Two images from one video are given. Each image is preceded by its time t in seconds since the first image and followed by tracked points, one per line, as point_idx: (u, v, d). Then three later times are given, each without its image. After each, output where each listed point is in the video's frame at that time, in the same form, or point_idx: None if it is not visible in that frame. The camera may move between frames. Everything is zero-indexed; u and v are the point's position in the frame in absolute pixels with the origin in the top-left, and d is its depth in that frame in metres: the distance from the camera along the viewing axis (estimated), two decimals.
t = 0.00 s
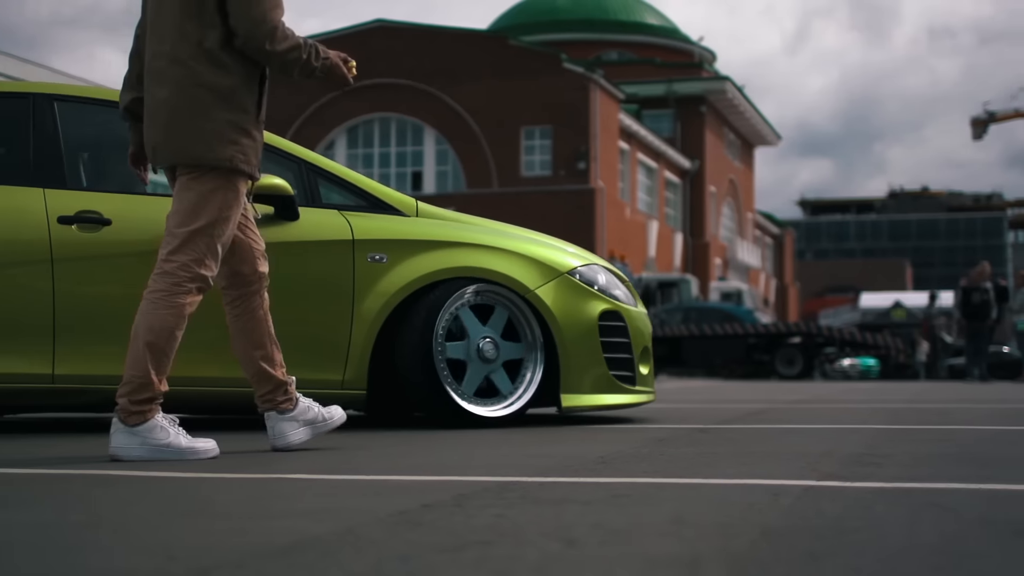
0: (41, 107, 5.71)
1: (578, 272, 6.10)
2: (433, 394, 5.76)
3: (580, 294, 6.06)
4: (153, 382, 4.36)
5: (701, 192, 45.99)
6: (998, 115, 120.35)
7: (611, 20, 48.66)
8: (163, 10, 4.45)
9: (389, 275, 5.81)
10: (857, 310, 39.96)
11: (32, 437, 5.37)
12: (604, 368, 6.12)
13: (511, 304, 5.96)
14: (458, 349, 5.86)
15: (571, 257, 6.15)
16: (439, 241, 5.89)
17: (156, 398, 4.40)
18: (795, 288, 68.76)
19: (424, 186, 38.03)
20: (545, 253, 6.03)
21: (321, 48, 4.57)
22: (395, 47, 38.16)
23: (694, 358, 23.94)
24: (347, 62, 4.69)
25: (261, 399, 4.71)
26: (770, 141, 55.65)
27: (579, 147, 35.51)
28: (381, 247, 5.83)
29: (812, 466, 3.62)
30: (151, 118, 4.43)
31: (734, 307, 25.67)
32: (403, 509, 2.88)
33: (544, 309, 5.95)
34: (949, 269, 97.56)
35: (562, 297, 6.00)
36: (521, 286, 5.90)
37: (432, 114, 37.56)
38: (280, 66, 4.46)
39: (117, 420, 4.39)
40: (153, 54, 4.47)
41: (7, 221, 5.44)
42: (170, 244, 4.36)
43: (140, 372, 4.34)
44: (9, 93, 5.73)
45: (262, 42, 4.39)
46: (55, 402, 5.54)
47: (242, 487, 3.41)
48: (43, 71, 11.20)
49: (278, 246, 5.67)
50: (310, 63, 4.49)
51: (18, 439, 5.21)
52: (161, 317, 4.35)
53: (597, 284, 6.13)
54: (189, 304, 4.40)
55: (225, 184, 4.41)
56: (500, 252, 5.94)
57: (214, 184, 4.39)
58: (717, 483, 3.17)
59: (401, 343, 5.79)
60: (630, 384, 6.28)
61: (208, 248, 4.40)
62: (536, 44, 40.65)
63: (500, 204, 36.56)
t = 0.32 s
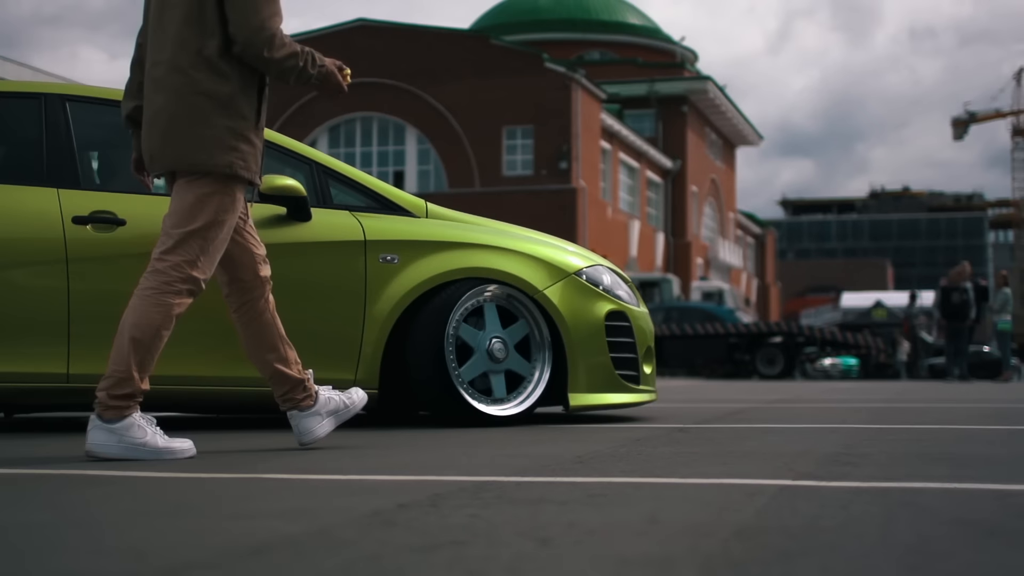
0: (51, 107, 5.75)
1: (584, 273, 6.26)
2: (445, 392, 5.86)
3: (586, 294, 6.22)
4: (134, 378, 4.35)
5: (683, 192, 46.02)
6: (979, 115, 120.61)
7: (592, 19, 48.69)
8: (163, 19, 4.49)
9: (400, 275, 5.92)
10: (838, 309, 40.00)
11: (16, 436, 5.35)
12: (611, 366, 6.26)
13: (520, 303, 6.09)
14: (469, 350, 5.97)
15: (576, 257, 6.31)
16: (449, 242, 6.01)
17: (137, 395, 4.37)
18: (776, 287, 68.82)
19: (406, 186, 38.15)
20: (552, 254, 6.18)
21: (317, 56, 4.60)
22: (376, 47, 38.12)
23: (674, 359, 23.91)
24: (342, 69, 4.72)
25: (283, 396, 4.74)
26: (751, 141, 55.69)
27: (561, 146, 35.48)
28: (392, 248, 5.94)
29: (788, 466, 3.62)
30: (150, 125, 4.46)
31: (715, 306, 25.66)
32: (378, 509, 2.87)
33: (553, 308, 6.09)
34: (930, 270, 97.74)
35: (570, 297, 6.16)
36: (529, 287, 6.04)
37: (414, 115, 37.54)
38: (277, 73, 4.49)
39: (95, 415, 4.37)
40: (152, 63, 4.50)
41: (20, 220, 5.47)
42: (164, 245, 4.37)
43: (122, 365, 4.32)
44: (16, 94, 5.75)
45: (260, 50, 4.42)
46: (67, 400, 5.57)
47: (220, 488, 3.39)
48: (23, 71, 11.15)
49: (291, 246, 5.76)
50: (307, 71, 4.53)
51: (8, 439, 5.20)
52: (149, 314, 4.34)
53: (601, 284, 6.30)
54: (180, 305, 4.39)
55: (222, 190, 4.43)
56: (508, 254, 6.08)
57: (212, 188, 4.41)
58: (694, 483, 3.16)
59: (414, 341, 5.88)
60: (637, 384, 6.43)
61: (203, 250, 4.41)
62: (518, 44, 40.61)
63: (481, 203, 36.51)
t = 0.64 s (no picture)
0: (68, 108, 5.77)
1: (593, 274, 6.34)
2: (460, 391, 5.92)
3: (597, 294, 6.30)
4: (127, 369, 4.30)
5: (669, 192, 46.05)
6: (963, 117, 120.86)
7: (578, 20, 48.71)
8: (171, 24, 4.49)
9: (415, 276, 5.98)
10: (823, 310, 40.08)
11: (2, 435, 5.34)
12: (620, 366, 6.35)
13: (532, 304, 6.16)
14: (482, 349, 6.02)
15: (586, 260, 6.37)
16: (462, 243, 6.07)
17: (128, 387, 4.33)
18: (760, 286, 68.90)
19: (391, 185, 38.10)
20: (562, 256, 6.25)
21: (321, 61, 4.59)
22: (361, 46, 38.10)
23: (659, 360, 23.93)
24: (344, 77, 4.72)
25: (281, 404, 4.71)
26: (736, 142, 55.74)
27: (546, 147, 35.51)
28: (406, 249, 6.00)
29: (768, 465, 3.62)
30: (158, 128, 4.46)
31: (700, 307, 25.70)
32: (358, 508, 2.87)
33: (564, 310, 6.17)
34: (913, 271, 97.96)
35: (581, 297, 6.24)
36: (542, 287, 6.12)
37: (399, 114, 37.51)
38: (283, 78, 4.48)
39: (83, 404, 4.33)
40: (160, 68, 4.50)
41: (37, 219, 5.49)
42: (170, 243, 4.37)
43: (115, 355, 4.29)
44: (31, 95, 5.76)
45: (267, 54, 4.41)
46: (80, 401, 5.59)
47: (198, 488, 3.38)
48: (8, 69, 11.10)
49: (307, 247, 5.81)
50: (311, 76, 4.52)
51: None
52: (150, 309, 4.32)
53: (610, 285, 6.38)
54: (182, 304, 4.38)
55: (228, 193, 4.43)
56: (521, 255, 6.15)
57: (216, 189, 4.41)
58: (673, 484, 3.16)
59: (429, 341, 5.94)
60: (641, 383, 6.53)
61: (208, 250, 4.40)
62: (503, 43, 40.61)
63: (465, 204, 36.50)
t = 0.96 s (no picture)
0: (82, 109, 5.78)
1: (603, 275, 6.40)
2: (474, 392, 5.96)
3: (606, 294, 6.36)
4: (137, 356, 4.26)
5: (654, 192, 46.07)
6: (948, 117, 121.15)
7: (563, 19, 48.72)
8: (182, 26, 4.49)
9: (429, 277, 6.01)
10: (808, 310, 40.10)
11: None
12: (628, 365, 6.41)
13: (543, 304, 6.21)
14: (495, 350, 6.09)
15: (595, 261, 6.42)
16: (474, 244, 6.11)
17: (136, 372, 4.27)
18: (746, 286, 68.93)
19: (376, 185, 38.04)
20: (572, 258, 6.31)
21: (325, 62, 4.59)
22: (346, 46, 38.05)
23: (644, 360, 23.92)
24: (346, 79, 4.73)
25: (269, 402, 4.70)
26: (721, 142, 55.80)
27: (531, 147, 35.49)
28: (420, 251, 6.02)
29: (750, 465, 3.61)
30: (171, 130, 4.46)
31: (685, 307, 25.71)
32: (336, 508, 2.86)
33: (575, 311, 6.23)
34: (898, 272, 98.12)
35: (591, 298, 6.29)
36: (553, 288, 6.17)
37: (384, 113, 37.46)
38: (290, 78, 4.48)
39: (87, 382, 4.27)
40: (172, 71, 4.50)
41: (58, 217, 5.49)
42: (194, 243, 4.36)
43: (127, 340, 4.25)
44: (43, 96, 5.77)
45: (273, 53, 4.42)
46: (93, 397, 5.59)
47: (177, 488, 3.37)
48: None
49: (324, 248, 5.81)
50: (314, 77, 4.51)
51: None
52: (169, 301, 4.31)
53: (617, 286, 6.43)
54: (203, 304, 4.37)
55: (245, 191, 4.43)
56: (531, 256, 6.20)
57: (236, 187, 4.41)
58: (653, 484, 3.15)
59: (443, 341, 5.98)
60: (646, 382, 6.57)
61: (229, 250, 4.41)
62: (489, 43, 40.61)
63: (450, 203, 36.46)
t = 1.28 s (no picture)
0: (97, 112, 5.79)
1: (610, 276, 6.44)
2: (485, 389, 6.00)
3: (613, 296, 6.41)
4: (163, 341, 4.30)
5: (637, 193, 46.10)
6: (931, 118, 121.51)
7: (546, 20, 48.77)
8: (192, 29, 4.60)
9: (439, 279, 6.01)
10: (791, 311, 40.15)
11: None
12: (634, 365, 6.45)
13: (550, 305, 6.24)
14: (504, 349, 6.13)
15: (603, 263, 6.47)
16: (483, 246, 6.13)
17: (163, 359, 4.31)
18: (728, 287, 69.00)
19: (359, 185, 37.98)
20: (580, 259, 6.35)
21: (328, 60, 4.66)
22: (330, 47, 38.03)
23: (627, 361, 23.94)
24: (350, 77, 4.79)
25: (250, 401, 4.69)
26: (705, 143, 55.88)
27: (515, 147, 35.46)
28: (431, 252, 6.03)
29: (728, 465, 3.62)
30: (184, 131, 4.55)
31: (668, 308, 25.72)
32: (313, 509, 2.86)
33: (584, 312, 6.27)
34: (880, 274, 98.31)
35: (598, 299, 6.34)
36: (562, 290, 6.21)
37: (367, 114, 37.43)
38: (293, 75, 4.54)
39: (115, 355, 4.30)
40: (181, 72, 4.59)
41: (78, 216, 5.49)
42: (229, 253, 4.45)
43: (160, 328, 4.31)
44: (56, 97, 5.77)
45: (276, 49, 4.49)
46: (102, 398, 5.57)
47: (155, 488, 3.37)
48: None
49: (337, 250, 5.82)
50: (318, 73, 4.55)
51: None
52: (205, 298, 4.38)
53: (624, 288, 6.47)
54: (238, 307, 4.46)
55: (266, 192, 4.52)
56: (539, 256, 6.23)
57: (257, 187, 4.49)
58: (631, 484, 3.16)
59: (454, 342, 6.00)
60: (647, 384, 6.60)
61: (262, 255, 4.50)
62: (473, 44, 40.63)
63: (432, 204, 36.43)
